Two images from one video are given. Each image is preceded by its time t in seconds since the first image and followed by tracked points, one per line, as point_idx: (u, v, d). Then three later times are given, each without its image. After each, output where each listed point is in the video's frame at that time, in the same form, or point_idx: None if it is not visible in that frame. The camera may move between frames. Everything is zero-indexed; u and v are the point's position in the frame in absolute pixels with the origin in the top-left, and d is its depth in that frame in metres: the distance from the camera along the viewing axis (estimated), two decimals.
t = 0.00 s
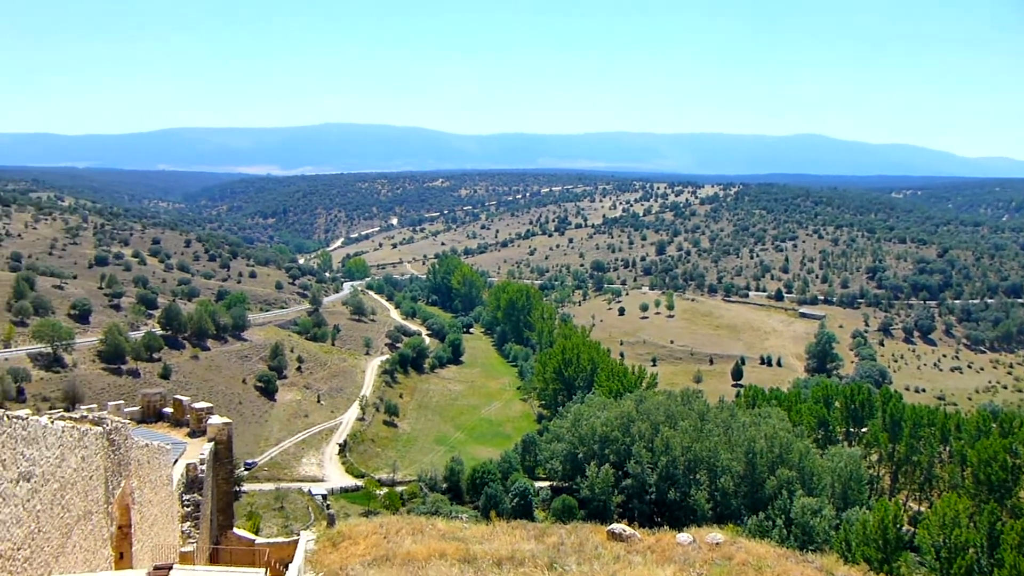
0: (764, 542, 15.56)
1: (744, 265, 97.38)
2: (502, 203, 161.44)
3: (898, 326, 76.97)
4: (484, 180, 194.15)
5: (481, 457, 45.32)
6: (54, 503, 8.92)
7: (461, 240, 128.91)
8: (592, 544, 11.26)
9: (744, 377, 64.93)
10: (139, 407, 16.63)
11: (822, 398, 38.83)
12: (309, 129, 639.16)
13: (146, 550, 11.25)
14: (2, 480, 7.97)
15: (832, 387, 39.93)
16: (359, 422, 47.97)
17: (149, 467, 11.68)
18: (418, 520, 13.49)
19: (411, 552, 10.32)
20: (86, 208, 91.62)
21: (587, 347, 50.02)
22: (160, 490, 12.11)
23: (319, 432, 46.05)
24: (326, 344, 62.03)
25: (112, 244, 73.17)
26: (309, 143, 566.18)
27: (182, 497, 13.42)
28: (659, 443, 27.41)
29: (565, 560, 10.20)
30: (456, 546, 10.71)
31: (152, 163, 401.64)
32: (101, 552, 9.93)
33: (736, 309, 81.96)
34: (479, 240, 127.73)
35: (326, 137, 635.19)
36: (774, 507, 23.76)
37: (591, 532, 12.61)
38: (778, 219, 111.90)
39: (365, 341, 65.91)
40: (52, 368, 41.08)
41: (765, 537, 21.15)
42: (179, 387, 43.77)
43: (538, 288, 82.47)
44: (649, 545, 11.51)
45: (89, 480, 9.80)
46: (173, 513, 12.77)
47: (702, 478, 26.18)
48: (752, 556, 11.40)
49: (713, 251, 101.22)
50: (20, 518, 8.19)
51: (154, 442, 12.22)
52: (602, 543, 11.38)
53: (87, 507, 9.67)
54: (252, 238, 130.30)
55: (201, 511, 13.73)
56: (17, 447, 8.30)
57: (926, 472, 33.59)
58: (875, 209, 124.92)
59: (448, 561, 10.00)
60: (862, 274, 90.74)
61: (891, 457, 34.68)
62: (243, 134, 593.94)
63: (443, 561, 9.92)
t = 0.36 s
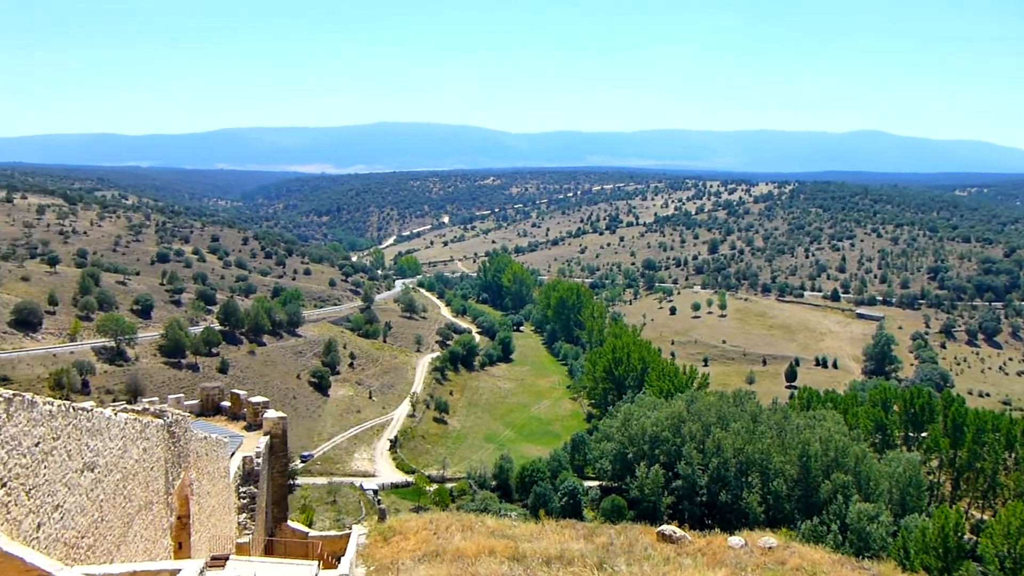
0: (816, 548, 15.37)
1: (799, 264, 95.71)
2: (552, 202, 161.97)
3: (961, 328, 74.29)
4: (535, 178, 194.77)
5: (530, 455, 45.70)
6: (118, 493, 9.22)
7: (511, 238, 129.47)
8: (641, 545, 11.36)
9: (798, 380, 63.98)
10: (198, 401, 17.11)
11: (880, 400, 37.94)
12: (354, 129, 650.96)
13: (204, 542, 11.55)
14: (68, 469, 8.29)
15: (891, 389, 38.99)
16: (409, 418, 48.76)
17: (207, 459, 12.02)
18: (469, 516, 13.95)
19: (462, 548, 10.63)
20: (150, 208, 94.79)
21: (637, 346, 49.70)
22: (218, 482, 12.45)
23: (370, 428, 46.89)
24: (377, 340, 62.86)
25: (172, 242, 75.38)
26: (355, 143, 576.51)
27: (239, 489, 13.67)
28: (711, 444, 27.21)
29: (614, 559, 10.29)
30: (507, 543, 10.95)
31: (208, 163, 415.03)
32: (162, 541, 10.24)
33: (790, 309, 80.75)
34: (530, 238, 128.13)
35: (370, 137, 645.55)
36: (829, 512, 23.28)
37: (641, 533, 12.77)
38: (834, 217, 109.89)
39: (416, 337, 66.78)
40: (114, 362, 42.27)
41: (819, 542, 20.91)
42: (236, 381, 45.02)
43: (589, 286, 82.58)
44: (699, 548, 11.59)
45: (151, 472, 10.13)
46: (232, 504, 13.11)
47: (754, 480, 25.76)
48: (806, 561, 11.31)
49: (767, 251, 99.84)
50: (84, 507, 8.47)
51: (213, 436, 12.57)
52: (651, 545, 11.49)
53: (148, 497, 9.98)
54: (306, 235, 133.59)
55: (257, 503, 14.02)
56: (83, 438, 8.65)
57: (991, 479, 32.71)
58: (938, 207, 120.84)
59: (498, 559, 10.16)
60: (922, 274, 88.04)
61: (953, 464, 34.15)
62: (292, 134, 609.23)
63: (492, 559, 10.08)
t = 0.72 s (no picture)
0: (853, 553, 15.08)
1: (836, 264, 94.39)
2: (585, 200, 161.86)
3: (1004, 330, 72.30)
4: (569, 177, 194.84)
5: (563, 454, 45.52)
6: (156, 485, 9.37)
7: (544, 237, 129.51)
8: (673, 546, 11.36)
9: (835, 381, 63.05)
10: (235, 395, 17.41)
11: (918, 402, 37.18)
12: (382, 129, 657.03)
13: (239, 535, 11.74)
14: (108, 461, 8.44)
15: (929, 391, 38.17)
16: (442, 415, 49.06)
17: (243, 453, 12.21)
18: (498, 515, 14.06)
19: (493, 545, 10.74)
20: (189, 205, 96.49)
21: (670, 345, 49.40)
22: (253, 475, 12.64)
23: (403, 424, 47.28)
24: (411, 337, 63.27)
25: (209, 239, 76.62)
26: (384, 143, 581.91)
27: (273, 483, 13.96)
28: (744, 445, 27.00)
29: (646, 559, 10.28)
30: (537, 542, 11.02)
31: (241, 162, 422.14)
32: (198, 534, 10.39)
33: (826, 310, 79.82)
34: (563, 236, 128.15)
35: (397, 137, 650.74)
36: (866, 516, 23.07)
37: (672, 533, 12.83)
38: (872, 216, 108.23)
39: (449, 335, 67.42)
40: (153, 357, 43.12)
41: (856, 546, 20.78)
42: (271, 376, 45.56)
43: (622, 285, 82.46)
44: (731, 550, 11.61)
45: (189, 464, 10.29)
46: (266, 498, 13.35)
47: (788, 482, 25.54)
48: (840, 564, 11.30)
49: (802, 250, 98.72)
50: (123, 499, 8.62)
51: (249, 430, 12.75)
52: (683, 546, 11.49)
53: (185, 489, 10.15)
54: (341, 232, 135.39)
55: (291, 497, 14.24)
56: (123, 430, 8.80)
57: None
58: (982, 205, 117.88)
59: (528, 556, 10.20)
60: (964, 273, 85.99)
61: (994, 469, 33.63)
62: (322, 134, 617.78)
63: (523, 556, 10.13)
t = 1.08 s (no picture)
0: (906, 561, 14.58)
1: (889, 264, 92.09)
2: (631, 199, 161.14)
3: None
4: (615, 175, 194.09)
5: (608, 454, 45.33)
6: (209, 478, 9.57)
7: (590, 235, 129.24)
8: (719, 548, 11.25)
9: (887, 384, 61.63)
10: (285, 391, 17.84)
11: (976, 406, 36.13)
12: (420, 130, 664.50)
13: (288, 528, 11.98)
14: (163, 454, 8.66)
15: (988, 395, 37.08)
16: (487, 413, 49.39)
17: (292, 448, 12.46)
18: (544, 514, 14.21)
19: (537, 544, 10.78)
20: (243, 204, 98.82)
21: (717, 346, 48.93)
22: (302, 470, 12.89)
23: (448, 422, 47.69)
24: (456, 336, 63.87)
25: (261, 237, 78.22)
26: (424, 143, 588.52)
27: (321, 478, 14.31)
28: (792, 448, 26.44)
29: (691, 562, 10.19)
30: (582, 541, 11.02)
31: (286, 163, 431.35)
32: (249, 526, 10.63)
33: (878, 311, 78.03)
34: (609, 235, 127.85)
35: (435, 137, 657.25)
36: (919, 522, 22.46)
37: (719, 536, 12.82)
38: (928, 215, 105.18)
39: (494, 334, 67.84)
40: (206, 352, 44.17)
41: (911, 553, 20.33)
42: (320, 372, 46.20)
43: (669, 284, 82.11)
44: (780, 555, 11.56)
45: (240, 458, 10.50)
46: (314, 492, 13.66)
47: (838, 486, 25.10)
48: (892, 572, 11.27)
49: (854, 250, 96.79)
50: (178, 490, 8.83)
51: (298, 425, 12.99)
52: (729, 549, 11.41)
53: (237, 482, 10.37)
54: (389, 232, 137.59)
55: (339, 491, 14.56)
56: (177, 424, 9.00)
57: None
58: None
59: (573, 556, 10.23)
60: None
61: None
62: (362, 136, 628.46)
63: (568, 556, 10.14)
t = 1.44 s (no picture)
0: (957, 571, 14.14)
1: (942, 265, 89.47)
2: (675, 198, 159.57)
3: None
4: (660, 174, 192.56)
5: (651, 455, 45.04)
6: (256, 472, 9.76)
7: (633, 234, 128.59)
8: (764, 553, 11.14)
9: (939, 388, 60.11)
10: (330, 387, 18.06)
11: None
12: (456, 130, 669.51)
13: (333, 523, 12.19)
14: (213, 447, 8.84)
15: None
16: (529, 412, 49.55)
17: (338, 444, 12.67)
18: (587, 514, 14.26)
19: (578, 544, 10.81)
20: (290, 203, 100.54)
21: (763, 346, 48.18)
22: (347, 465, 13.09)
23: (491, 421, 47.90)
24: (499, 335, 64.33)
25: (307, 235, 79.52)
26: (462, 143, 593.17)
27: (365, 474, 14.52)
28: (840, 452, 26.11)
29: (735, 566, 10.10)
30: (624, 543, 10.99)
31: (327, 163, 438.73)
32: (295, 520, 10.83)
33: (931, 313, 75.95)
34: (653, 234, 127.12)
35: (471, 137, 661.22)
36: (973, 532, 21.69)
37: (763, 540, 12.76)
38: (985, 213, 101.73)
39: (537, 334, 67.96)
40: (255, 349, 45.10)
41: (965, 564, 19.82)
42: (364, 370, 46.77)
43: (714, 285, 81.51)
44: (826, 561, 11.50)
45: (286, 453, 10.70)
46: (359, 487, 13.90)
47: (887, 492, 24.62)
48: None
49: (905, 250, 94.55)
50: (226, 484, 9.01)
51: (344, 421, 13.16)
52: (773, 554, 11.29)
53: (284, 477, 10.57)
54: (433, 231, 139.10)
55: (383, 488, 14.73)
56: (227, 418, 9.20)
57: None
58: None
59: (615, 557, 10.22)
60: None
61: None
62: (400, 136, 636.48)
63: (610, 557, 10.16)
